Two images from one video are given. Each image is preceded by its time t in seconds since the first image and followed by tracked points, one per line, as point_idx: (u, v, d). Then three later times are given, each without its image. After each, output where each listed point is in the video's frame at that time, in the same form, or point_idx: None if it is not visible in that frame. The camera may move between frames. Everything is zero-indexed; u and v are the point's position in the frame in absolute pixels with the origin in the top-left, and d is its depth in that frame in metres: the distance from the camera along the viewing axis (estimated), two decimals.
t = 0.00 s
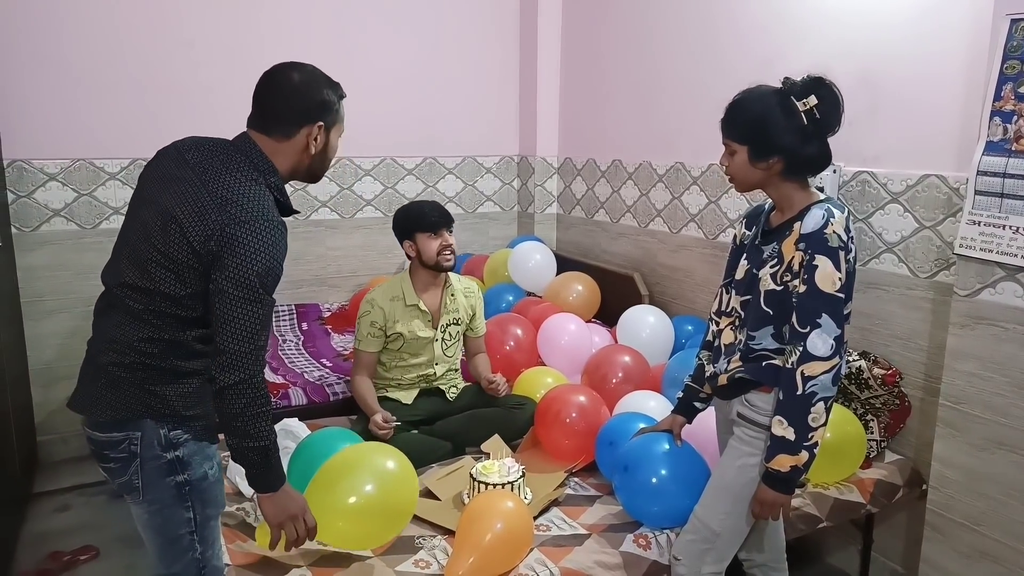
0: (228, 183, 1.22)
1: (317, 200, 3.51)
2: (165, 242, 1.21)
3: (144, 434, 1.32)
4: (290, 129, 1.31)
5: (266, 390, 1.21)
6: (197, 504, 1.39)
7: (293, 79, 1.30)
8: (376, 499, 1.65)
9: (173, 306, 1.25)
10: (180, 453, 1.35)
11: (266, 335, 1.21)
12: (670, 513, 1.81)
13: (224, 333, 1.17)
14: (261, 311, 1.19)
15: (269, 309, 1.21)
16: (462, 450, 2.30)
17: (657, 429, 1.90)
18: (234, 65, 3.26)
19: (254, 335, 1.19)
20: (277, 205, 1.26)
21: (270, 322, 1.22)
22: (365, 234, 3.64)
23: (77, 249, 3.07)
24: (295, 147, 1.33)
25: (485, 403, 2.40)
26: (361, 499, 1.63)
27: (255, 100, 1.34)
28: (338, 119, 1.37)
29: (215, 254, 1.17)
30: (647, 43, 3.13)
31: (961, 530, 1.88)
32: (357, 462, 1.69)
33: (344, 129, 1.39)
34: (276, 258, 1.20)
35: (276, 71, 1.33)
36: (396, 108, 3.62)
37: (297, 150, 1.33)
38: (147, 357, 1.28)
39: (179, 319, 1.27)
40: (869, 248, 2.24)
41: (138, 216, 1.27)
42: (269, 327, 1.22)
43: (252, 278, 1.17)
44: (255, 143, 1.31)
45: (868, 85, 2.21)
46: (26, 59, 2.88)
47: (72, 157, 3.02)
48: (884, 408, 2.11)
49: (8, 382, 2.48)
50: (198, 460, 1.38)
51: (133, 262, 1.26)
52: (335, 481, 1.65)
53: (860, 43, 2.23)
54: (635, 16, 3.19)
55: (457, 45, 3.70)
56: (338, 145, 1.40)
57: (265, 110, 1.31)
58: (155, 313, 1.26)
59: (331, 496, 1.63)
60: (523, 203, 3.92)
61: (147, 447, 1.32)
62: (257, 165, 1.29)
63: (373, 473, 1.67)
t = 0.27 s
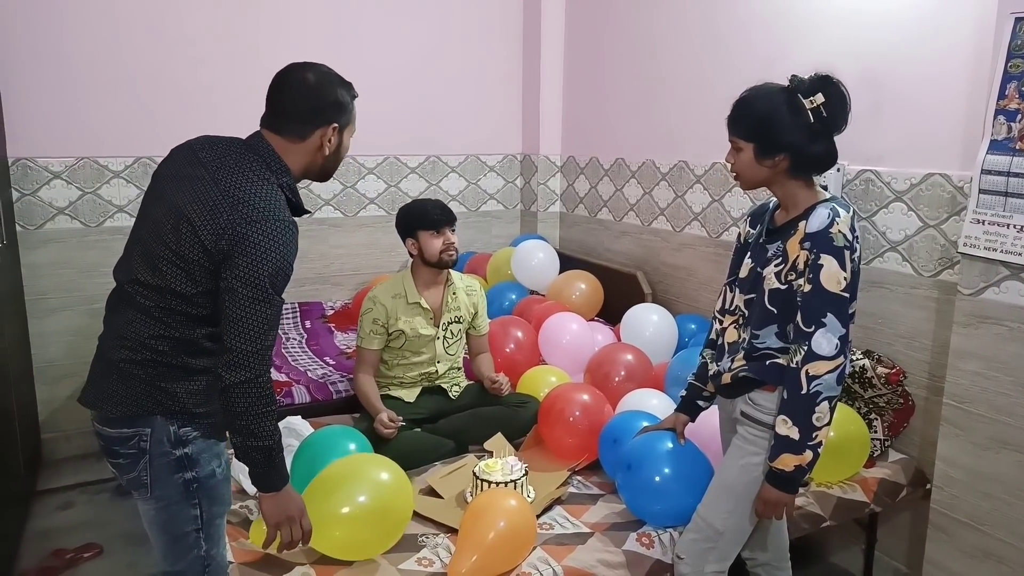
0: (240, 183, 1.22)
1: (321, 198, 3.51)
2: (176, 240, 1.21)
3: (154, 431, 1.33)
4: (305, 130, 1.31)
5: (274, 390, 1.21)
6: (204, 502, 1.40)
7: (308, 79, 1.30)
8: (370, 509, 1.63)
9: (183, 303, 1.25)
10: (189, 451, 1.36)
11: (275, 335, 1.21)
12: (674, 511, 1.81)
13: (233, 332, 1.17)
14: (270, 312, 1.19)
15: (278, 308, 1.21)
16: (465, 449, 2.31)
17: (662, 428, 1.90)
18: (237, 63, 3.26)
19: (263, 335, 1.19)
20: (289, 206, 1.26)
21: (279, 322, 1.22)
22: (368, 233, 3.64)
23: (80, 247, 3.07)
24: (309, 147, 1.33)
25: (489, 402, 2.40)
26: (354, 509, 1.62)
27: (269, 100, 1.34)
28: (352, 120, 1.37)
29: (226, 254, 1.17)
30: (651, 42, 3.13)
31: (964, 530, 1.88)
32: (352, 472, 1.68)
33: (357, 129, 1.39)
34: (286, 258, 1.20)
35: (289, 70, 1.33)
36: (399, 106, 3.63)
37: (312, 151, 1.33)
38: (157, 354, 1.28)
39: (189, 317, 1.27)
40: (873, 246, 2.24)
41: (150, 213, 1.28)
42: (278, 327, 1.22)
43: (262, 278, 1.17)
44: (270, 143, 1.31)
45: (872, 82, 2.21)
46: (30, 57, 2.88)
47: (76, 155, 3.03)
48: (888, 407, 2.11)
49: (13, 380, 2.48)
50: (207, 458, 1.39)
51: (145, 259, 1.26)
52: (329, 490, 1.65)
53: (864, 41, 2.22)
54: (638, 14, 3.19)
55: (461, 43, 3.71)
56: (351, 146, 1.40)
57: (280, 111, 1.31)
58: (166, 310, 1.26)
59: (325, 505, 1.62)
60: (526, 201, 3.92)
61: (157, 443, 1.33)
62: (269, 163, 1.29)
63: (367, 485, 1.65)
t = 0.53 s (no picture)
0: (251, 184, 1.21)
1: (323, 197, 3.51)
2: (184, 239, 1.21)
3: (156, 429, 1.32)
4: (325, 142, 1.31)
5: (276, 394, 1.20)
6: (206, 500, 1.40)
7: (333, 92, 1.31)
8: (379, 503, 1.63)
9: (188, 303, 1.25)
10: (191, 450, 1.35)
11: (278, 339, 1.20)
12: (676, 510, 1.81)
13: (236, 334, 1.16)
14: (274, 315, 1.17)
15: (284, 312, 1.20)
16: (467, 448, 2.31)
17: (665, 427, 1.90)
18: (239, 62, 3.26)
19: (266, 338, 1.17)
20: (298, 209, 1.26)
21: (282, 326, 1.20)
22: (370, 232, 3.64)
23: (83, 246, 3.07)
24: (325, 158, 1.33)
25: (492, 401, 2.39)
26: (365, 501, 1.62)
27: (291, 106, 1.34)
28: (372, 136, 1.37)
29: (232, 254, 1.17)
30: (654, 40, 3.14)
31: (967, 529, 1.88)
32: (360, 465, 1.68)
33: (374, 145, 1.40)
34: (292, 262, 1.19)
35: (315, 81, 1.33)
36: (402, 105, 3.63)
37: (329, 162, 1.33)
38: (162, 353, 1.28)
39: (193, 316, 1.26)
40: (876, 245, 2.24)
41: (161, 212, 1.28)
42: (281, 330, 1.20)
43: (267, 281, 1.16)
44: (288, 150, 1.31)
45: (875, 81, 2.21)
46: (33, 56, 2.88)
47: (78, 154, 3.03)
48: (890, 406, 2.11)
49: (15, 378, 2.48)
50: (209, 457, 1.38)
51: (153, 257, 1.26)
52: (337, 484, 1.64)
53: (868, 39, 2.23)
54: (641, 13, 3.19)
55: (464, 42, 3.71)
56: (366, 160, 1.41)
57: (302, 119, 1.31)
58: (171, 309, 1.26)
59: (334, 499, 1.62)
60: (530, 200, 3.93)
61: (159, 442, 1.33)
62: (283, 168, 1.29)
63: (376, 478, 1.65)
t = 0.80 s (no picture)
0: (263, 190, 1.21)
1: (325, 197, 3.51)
2: (192, 240, 1.21)
3: (153, 429, 1.32)
4: (346, 159, 1.32)
5: (275, 402, 1.18)
6: (204, 501, 1.39)
7: (358, 112, 1.32)
8: (381, 514, 1.61)
9: (191, 304, 1.25)
10: (188, 450, 1.35)
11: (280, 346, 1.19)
12: (678, 511, 1.81)
13: (236, 338, 1.15)
14: (277, 322, 1.16)
15: (286, 319, 1.18)
16: (469, 448, 2.31)
17: (667, 427, 1.90)
18: (241, 62, 3.26)
19: (268, 344, 1.16)
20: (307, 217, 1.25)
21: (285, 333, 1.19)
22: (372, 231, 3.64)
23: (84, 246, 3.07)
24: (343, 175, 1.34)
25: (494, 401, 2.39)
26: (367, 514, 1.60)
27: (313, 121, 1.34)
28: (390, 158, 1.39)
29: (239, 258, 1.16)
30: (655, 40, 3.14)
31: (969, 528, 1.88)
32: (362, 476, 1.66)
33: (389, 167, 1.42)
34: (297, 269, 1.18)
35: (340, 99, 1.34)
36: (404, 104, 3.63)
37: (346, 179, 1.34)
38: (163, 354, 1.28)
39: (196, 318, 1.26)
40: (877, 245, 2.24)
41: (171, 212, 1.28)
42: (284, 338, 1.19)
43: (271, 287, 1.15)
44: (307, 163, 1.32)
45: (877, 80, 2.21)
46: (34, 57, 2.88)
47: (79, 154, 3.03)
48: (892, 405, 2.11)
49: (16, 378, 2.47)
50: (206, 457, 1.38)
51: (158, 254, 1.27)
52: (340, 495, 1.63)
53: (869, 39, 2.23)
54: (643, 12, 3.20)
55: (465, 42, 3.71)
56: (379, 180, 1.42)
57: (324, 134, 1.31)
58: (174, 310, 1.26)
59: (336, 511, 1.60)
60: (532, 200, 3.93)
61: (156, 441, 1.32)
62: (299, 179, 1.29)
63: (378, 489, 1.63)
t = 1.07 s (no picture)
0: (272, 193, 1.22)
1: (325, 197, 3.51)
2: (198, 241, 1.22)
3: (155, 428, 1.32)
4: (355, 165, 1.32)
5: (278, 405, 1.18)
6: (205, 501, 1.39)
7: (369, 119, 1.32)
8: (382, 521, 1.61)
9: (195, 304, 1.25)
10: (189, 450, 1.35)
11: (284, 348, 1.18)
12: (678, 511, 1.81)
13: (240, 339, 1.15)
14: (281, 324, 1.16)
15: (291, 322, 1.18)
16: (470, 448, 2.31)
17: (668, 426, 1.90)
18: (241, 62, 3.26)
19: (272, 346, 1.16)
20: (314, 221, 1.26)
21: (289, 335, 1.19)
22: (373, 231, 3.63)
23: (85, 246, 3.07)
24: (352, 181, 1.34)
25: (495, 401, 2.39)
26: (368, 520, 1.60)
27: (326, 126, 1.35)
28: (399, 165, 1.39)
29: (245, 260, 1.16)
30: (656, 40, 3.14)
31: (969, 528, 1.88)
32: (364, 484, 1.66)
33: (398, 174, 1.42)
34: (303, 272, 1.18)
35: (354, 106, 1.35)
36: (404, 104, 3.62)
37: (355, 185, 1.34)
38: (167, 353, 1.28)
39: (200, 318, 1.26)
40: (878, 245, 2.25)
41: (178, 211, 1.29)
42: (288, 340, 1.19)
43: (276, 289, 1.15)
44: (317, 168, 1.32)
45: (878, 80, 2.22)
46: (34, 57, 2.88)
47: (79, 154, 3.02)
48: (892, 404, 2.12)
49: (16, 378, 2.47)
50: (208, 457, 1.38)
51: (164, 253, 1.27)
52: (341, 502, 1.63)
53: (870, 38, 2.23)
54: (643, 12, 3.20)
55: (466, 42, 3.71)
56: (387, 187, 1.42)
57: (336, 140, 1.31)
58: (178, 309, 1.26)
59: (337, 518, 1.60)
60: (532, 199, 3.93)
61: (158, 441, 1.32)
62: (307, 183, 1.29)
63: (379, 496, 1.63)
